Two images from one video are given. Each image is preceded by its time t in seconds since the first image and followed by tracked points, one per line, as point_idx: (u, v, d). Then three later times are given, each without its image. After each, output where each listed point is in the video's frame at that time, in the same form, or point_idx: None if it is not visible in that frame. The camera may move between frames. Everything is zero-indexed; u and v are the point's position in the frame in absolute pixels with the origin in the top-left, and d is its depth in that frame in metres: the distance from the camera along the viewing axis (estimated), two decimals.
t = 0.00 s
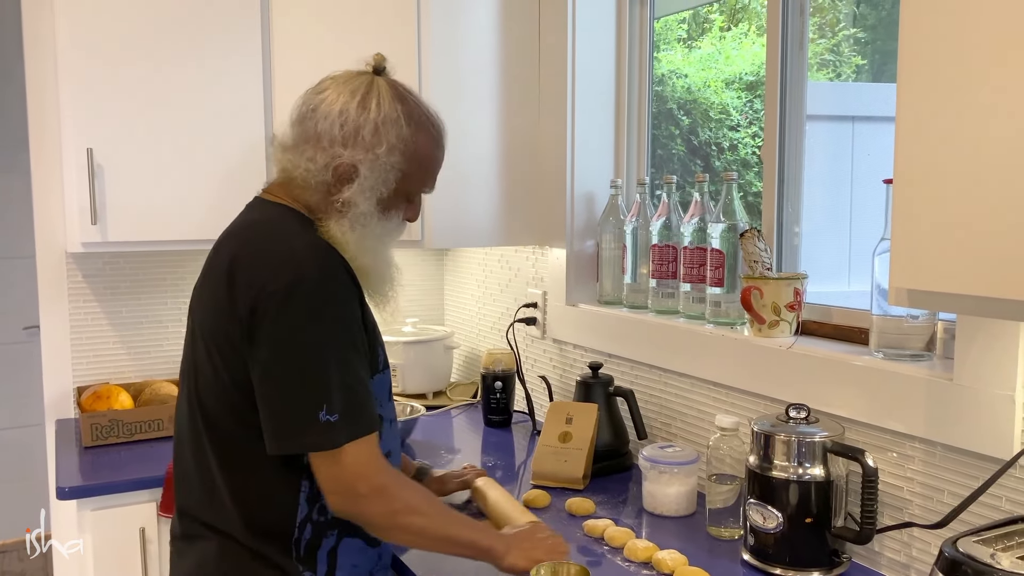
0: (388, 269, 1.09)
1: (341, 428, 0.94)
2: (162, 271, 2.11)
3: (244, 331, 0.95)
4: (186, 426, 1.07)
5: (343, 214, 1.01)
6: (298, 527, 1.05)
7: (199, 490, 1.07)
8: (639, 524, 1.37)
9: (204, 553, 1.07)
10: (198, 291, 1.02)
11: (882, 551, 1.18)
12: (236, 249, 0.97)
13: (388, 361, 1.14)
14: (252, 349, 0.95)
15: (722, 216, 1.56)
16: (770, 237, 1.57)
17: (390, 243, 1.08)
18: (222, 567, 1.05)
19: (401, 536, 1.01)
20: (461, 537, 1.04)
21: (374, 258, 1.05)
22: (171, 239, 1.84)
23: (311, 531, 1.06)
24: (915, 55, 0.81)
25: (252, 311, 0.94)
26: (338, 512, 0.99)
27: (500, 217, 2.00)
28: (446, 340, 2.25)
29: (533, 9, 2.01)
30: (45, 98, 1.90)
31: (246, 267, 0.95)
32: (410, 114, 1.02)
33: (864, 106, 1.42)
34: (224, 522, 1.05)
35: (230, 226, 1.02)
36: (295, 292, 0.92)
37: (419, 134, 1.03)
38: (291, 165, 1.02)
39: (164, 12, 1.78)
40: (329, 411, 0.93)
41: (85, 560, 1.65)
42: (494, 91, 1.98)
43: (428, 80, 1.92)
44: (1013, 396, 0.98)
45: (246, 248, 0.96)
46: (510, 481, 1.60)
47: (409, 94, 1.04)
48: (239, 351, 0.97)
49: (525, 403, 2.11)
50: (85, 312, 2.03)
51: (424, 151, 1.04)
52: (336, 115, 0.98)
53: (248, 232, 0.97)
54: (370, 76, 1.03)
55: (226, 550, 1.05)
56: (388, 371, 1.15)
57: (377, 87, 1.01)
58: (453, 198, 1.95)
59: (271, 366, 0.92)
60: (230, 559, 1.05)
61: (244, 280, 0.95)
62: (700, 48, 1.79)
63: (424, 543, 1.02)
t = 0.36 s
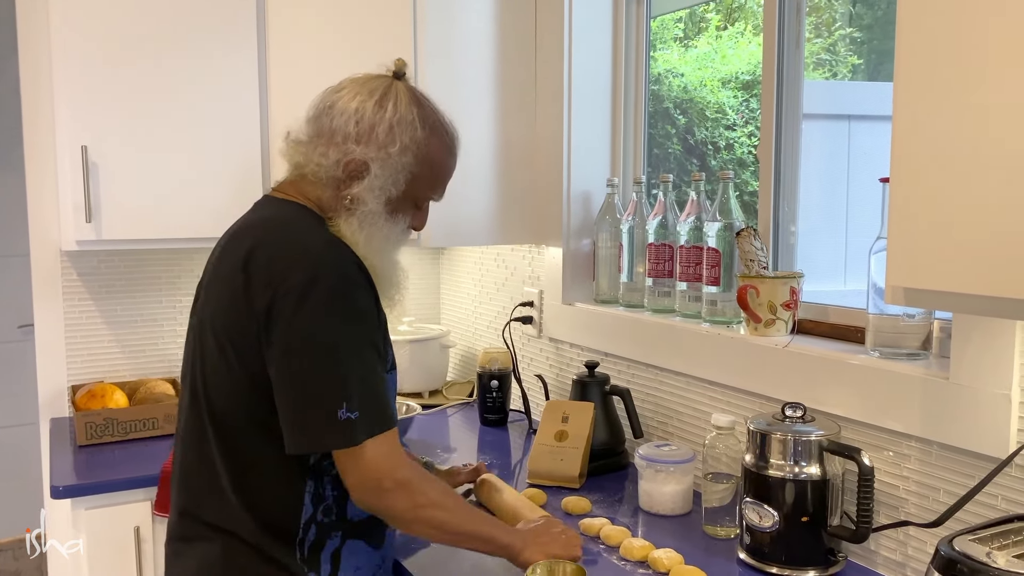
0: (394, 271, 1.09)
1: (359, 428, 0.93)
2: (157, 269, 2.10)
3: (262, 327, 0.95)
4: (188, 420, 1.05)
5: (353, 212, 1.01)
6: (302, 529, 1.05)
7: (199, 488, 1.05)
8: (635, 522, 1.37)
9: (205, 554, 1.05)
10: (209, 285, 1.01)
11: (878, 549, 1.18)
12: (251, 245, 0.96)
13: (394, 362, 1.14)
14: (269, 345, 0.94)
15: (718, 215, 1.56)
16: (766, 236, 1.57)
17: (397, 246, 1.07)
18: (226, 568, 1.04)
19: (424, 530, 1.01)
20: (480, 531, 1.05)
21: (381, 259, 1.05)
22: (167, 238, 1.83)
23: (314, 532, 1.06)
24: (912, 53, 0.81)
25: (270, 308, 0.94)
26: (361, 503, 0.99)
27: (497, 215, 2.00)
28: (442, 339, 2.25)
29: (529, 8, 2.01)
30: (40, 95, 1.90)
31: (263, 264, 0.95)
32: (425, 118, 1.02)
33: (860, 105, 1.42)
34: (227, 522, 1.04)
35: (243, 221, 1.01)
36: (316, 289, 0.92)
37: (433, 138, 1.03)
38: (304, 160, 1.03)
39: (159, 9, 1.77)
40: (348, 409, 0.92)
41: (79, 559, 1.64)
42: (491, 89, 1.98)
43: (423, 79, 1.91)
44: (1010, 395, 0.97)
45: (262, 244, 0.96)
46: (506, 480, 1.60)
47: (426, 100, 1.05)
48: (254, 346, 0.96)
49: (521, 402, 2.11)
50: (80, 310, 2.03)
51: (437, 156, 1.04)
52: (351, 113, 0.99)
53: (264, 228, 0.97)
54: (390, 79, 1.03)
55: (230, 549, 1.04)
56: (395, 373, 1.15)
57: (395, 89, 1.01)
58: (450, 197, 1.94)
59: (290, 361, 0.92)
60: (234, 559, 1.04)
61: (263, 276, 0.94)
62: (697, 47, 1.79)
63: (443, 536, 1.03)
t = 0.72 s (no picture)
0: (398, 272, 1.09)
1: (359, 433, 0.93)
2: (151, 267, 2.09)
3: (269, 328, 0.93)
4: (188, 419, 1.04)
5: (362, 210, 1.00)
6: (307, 531, 1.06)
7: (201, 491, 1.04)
8: (630, 521, 1.37)
9: (205, 555, 1.04)
10: (212, 283, 1.00)
11: (873, 548, 1.18)
12: (259, 243, 0.95)
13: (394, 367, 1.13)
14: (275, 346, 0.93)
15: (714, 213, 1.56)
16: (761, 234, 1.57)
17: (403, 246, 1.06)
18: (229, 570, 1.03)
19: (378, 549, 0.97)
20: (439, 549, 1.00)
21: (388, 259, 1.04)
22: (161, 235, 1.82)
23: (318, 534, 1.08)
24: (907, 52, 0.81)
25: (278, 308, 0.92)
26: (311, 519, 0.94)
27: (493, 213, 1.99)
28: (438, 337, 2.24)
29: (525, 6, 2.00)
30: (33, 92, 1.88)
31: (272, 264, 0.93)
32: (437, 118, 1.02)
33: (857, 103, 1.42)
34: (229, 524, 1.03)
35: (251, 218, 1.00)
36: (329, 289, 0.91)
37: (445, 138, 1.03)
38: (314, 158, 1.02)
39: (153, 6, 1.76)
40: (350, 414, 0.92)
41: (73, 559, 1.63)
42: (487, 87, 1.97)
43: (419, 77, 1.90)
44: (1005, 393, 0.97)
45: (273, 243, 0.94)
46: (502, 478, 1.60)
47: (437, 100, 1.05)
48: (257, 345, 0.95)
49: (517, 400, 2.11)
50: (74, 308, 2.02)
51: (448, 156, 1.04)
52: (365, 110, 0.98)
53: (273, 226, 0.95)
54: (401, 79, 1.03)
55: (232, 551, 1.03)
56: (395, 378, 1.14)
57: (407, 88, 1.01)
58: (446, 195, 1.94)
59: (291, 363, 0.91)
60: (236, 559, 1.03)
61: (272, 276, 0.93)
62: (693, 45, 1.79)
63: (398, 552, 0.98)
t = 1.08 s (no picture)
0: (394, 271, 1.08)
1: (364, 439, 0.93)
2: (146, 266, 2.08)
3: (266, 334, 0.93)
4: (182, 422, 1.03)
5: (356, 208, 1.00)
6: (297, 539, 1.04)
7: (193, 493, 1.04)
8: (626, 520, 1.36)
9: (196, 560, 1.04)
10: (205, 288, 0.98)
11: (869, 546, 1.17)
12: (256, 245, 0.94)
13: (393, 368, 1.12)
14: (274, 353, 0.92)
15: (710, 211, 1.56)
16: (758, 232, 1.56)
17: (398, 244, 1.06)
18: None
19: (417, 547, 1.01)
20: (472, 544, 1.05)
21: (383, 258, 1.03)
22: (156, 234, 1.82)
23: (308, 543, 1.05)
24: (903, 48, 0.80)
25: (275, 311, 0.92)
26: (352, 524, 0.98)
27: (490, 211, 1.98)
28: (434, 335, 2.24)
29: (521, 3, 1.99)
30: (27, 90, 1.88)
31: (270, 266, 0.93)
32: (431, 112, 1.02)
33: (854, 101, 1.41)
34: (222, 532, 1.02)
35: (245, 219, 0.99)
36: (328, 294, 0.90)
37: (439, 133, 1.02)
38: (305, 155, 1.01)
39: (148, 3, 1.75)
40: (355, 421, 0.92)
41: (68, 559, 1.63)
42: (483, 85, 1.96)
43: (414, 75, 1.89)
44: (1001, 391, 0.97)
45: (271, 244, 0.93)
46: (498, 477, 1.59)
47: (431, 95, 1.04)
48: (256, 348, 0.94)
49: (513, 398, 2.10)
50: (68, 307, 2.01)
51: (442, 151, 1.03)
52: (356, 105, 0.98)
53: (270, 227, 0.94)
54: (394, 73, 1.03)
55: (222, 560, 1.03)
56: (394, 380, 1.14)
57: (400, 83, 1.01)
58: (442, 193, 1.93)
59: (291, 369, 0.91)
60: (224, 564, 1.03)
61: (269, 281, 0.92)
62: (690, 42, 1.78)
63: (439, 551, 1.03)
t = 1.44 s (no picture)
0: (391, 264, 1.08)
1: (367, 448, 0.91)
2: (144, 264, 2.08)
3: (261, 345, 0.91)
4: (185, 429, 1.03)
5: (349, 203, 0.99)
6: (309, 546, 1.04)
7: (201, 501, 1.04)
8: (624, 517, 1.36)
9: (206, 564, 1.04)
10: (201, 298, 0.98)
11: (866, 543, 1.18)
12: (249, 252, 0.92)
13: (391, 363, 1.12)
14: (270, 364, 0.91)
15: (708, 208, 1.56)
16: (755, 229, 1.56)
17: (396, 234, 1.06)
18: None
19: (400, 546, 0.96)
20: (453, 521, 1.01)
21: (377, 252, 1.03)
22: (153, 232, 1.82)
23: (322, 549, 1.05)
24: (900, 46, 0.80)
25: (269, 320, 0.90)
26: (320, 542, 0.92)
27: (488, 209, 1.98)
28: (432, 334, 2.24)
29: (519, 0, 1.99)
30: (24, 88, 1.87)
31: (262, 274, 0.91)
32: (415, 96, 1.00)
33: (851, 98, 1.42)
34: (231, 540, 1.03)
35: (235, 223, 0.98)
36: (320, 301, 0.89)
37: (425, 116, 1.01)
38: (290, 154, 1.00)
39: None
40: (355, 430, 0.90)
41: (66, 558, 1.63)
42: (481, 83, 1.96)
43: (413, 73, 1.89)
44: (997, 388, 0.97)
45: (263, 251, 0.92)
46: (496, 475, 1.59)
47: (412, 77, 1.03)
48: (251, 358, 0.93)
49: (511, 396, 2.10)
50: (66, 305, 2.01)
51: (430, 135, 1.03)
52: (338, 97, 0.96)
53: (262, 233, 0.93)
54: (372, 59, 1.01)
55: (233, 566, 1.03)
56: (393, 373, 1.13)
57: (380, 68, 0.99)
58: (439, 191, 1.92)
59: (288, 380, 0.89)
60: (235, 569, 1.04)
61: (262, 289, 0.91)
62: (688, 39, 1.78)
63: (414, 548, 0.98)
